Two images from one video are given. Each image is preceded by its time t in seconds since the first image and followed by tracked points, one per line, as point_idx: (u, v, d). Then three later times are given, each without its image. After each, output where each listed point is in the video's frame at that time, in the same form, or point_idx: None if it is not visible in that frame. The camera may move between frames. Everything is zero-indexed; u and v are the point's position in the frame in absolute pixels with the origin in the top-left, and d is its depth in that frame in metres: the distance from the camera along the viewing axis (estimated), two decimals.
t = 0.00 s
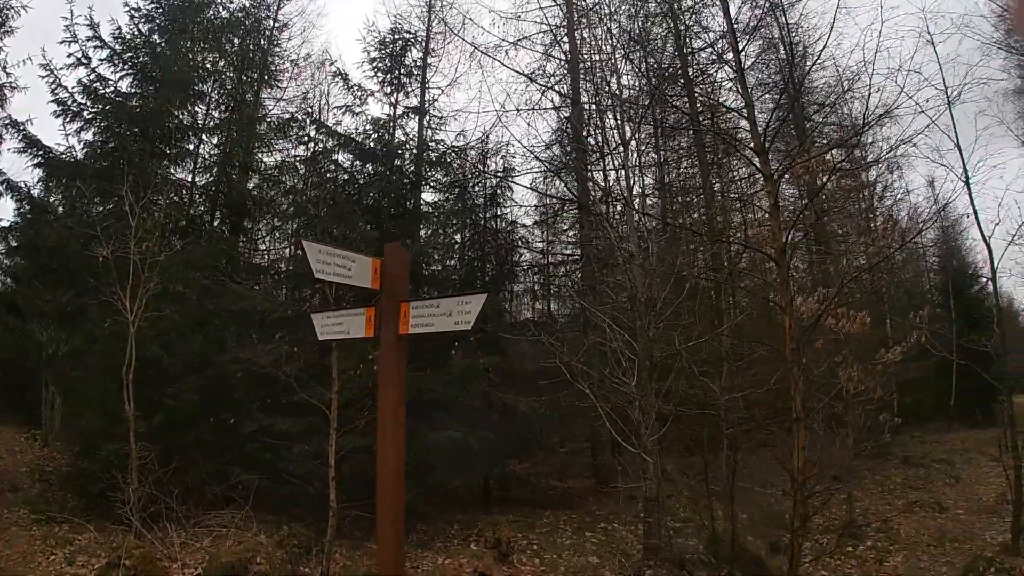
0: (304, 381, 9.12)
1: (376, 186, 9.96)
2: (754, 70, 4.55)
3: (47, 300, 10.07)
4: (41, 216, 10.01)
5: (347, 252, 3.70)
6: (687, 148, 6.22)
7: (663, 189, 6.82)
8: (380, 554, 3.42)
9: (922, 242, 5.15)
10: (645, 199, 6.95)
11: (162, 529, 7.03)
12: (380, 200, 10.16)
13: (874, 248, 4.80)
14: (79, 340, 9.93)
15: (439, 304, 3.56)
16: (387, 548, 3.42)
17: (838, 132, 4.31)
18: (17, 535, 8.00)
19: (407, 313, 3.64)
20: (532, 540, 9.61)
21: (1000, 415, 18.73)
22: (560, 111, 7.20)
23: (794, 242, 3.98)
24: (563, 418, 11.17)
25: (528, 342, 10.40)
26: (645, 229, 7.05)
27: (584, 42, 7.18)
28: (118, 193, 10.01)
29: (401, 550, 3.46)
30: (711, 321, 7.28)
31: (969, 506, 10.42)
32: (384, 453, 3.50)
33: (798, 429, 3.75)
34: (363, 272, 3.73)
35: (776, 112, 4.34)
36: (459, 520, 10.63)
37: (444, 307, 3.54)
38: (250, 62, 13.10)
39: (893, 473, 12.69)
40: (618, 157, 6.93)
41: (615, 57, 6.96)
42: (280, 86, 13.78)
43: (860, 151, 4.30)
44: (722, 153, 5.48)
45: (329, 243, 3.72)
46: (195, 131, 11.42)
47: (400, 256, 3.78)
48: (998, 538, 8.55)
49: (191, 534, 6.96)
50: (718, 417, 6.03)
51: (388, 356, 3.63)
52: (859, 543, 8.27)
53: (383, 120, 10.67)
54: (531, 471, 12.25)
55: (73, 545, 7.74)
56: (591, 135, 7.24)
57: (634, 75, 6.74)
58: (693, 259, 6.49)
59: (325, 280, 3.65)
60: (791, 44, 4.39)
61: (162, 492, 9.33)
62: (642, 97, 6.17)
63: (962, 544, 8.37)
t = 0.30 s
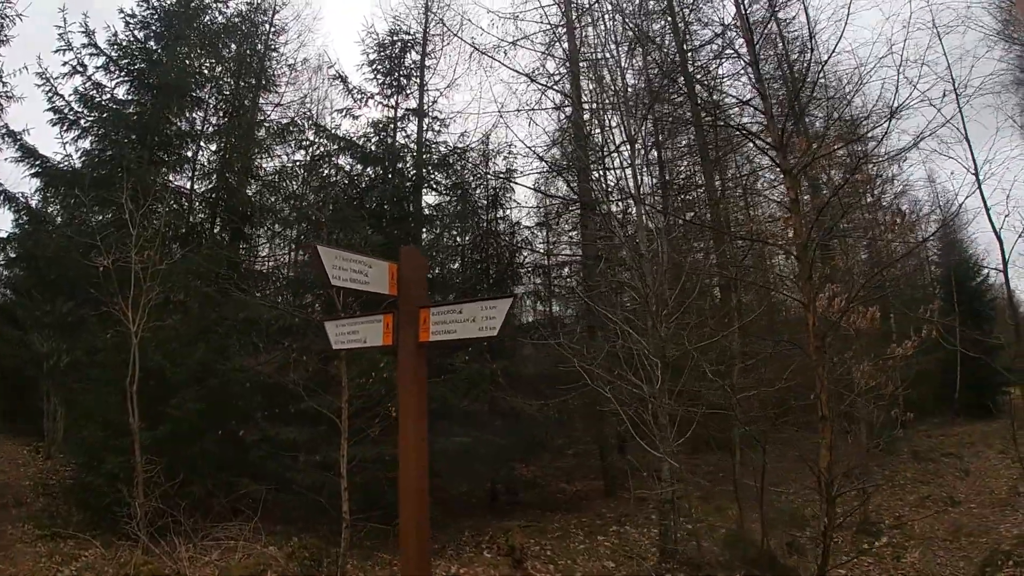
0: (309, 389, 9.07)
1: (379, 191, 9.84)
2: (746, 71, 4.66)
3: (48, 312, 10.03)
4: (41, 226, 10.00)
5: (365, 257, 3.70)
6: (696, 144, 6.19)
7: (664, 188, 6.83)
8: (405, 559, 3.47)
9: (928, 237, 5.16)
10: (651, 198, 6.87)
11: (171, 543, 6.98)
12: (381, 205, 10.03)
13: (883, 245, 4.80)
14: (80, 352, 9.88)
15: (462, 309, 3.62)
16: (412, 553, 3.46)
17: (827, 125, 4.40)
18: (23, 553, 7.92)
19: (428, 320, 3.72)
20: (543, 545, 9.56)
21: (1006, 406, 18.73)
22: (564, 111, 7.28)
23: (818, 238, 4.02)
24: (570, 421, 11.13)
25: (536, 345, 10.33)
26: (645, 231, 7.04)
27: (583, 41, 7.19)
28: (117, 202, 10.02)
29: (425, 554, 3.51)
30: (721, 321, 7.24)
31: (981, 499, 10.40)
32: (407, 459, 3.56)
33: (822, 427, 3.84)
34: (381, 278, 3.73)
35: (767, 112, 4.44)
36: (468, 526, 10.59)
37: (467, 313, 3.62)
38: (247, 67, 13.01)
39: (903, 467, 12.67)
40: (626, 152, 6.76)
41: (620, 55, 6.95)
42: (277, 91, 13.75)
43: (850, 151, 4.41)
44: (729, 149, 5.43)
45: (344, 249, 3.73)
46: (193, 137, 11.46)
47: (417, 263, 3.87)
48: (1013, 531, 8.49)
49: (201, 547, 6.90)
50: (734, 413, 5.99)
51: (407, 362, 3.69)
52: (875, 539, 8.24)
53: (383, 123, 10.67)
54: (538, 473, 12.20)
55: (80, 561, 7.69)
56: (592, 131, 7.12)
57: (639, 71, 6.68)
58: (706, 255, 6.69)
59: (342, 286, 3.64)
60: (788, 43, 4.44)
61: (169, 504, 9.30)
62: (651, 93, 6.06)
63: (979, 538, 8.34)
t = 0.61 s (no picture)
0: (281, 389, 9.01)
1: (345, 186, 9.77)
2: (715, 69, 4.71)
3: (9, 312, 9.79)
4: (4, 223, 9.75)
5: (347, 248, 3.72)
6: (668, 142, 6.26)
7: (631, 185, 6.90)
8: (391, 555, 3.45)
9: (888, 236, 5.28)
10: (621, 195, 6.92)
11: (140, 547, 6.85)
12: (349, 201, 9.92)
13: (851, 242, 4.87)
14: (44, 352, 9.65)
15: (446, 301, 3.60)
16: (398, 549, 3.44)
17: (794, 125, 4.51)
18: None
19: (410, 311, 3.67)
20: (518, 542, 9.58)
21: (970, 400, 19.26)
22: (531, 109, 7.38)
23: (793, 233, 3.97)
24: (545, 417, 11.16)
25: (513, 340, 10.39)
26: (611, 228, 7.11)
27: (553, 41, 7.26)
28: (82, 198, 9.75)
29: (412, 550, 3.48)
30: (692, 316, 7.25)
31: (948, 490, 10.66)
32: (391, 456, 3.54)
33: (800, 419, 3.78)
34: (363, 269, 3.74)
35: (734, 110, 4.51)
36: (443, 524, 10.56)
37: (451, 304, 3.59)
38: (215, 61, 12.68)
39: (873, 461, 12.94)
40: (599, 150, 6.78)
41: (586, 53, 6.98)
42: (245, 86, 13.56)
43: (818, 151, 4.48)
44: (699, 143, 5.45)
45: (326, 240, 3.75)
46: (159, 133, 11.18)
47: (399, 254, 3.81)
48: (981, 520, 8.72)
49: (172, 551, 6.79)
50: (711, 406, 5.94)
51: (390, 357, 3.65)
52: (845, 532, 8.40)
53: (352, 118, 10.57)
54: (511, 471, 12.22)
55: (47, 568, 7.50)
56: (563, 128, 7.17)
57: (612, 71, 6.77)
58: (673, 251, 6.75)
59: (324, 277, 3.66)
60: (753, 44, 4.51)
61: (137, 507, 9.14)
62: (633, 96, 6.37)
63: (948, 527, 8.54)
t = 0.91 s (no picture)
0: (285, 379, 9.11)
1: (348, 176, 9.89)
2: (719, 59, 4.67)
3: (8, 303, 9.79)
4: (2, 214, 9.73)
5: (356, 242, 3.75)
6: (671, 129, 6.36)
7: (632, 177, 6.90)
8: (398, 549, 3.45)
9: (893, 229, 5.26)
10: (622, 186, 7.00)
11: (144, 536, 6.90)
12: (351, 191, 10.06)
13: (855, 237, 4.85)
14: (44, 344, 9.65)
15: (455, 295, 3.60)
16: (406, 543, 3.45)
17: (800, 117, 4.48)
18: None
19: (419, 304, 3.67)
20: (519, 532, 9.64)
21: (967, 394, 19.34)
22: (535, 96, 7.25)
23: (800, 226, 3.91)
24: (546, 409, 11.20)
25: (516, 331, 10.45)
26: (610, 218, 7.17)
27: (555, 30, 7.25)
28: (82, 188, 9.70)
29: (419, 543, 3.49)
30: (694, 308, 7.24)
31: (945, 482, 10.75)
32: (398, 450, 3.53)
33: (803, 414, 3.79)
34: (372, 262, 3.75)
35: (738, 101, 4.47)
36: (444, 515, 10.62)
37: (461, 298, 3.60)
38: (215, 48, 12.63)
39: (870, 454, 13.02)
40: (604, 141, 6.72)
41: (588, 43, 7.01)
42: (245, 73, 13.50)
43: (826, 143, 4.44)
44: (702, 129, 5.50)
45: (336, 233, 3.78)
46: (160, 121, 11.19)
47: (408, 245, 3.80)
48: (978, 513, 8.79)
49: (175, 541, 6.84)
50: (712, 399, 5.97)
51: (398, 350, 3.63)
52: (843, 523, 8.50)
53: (354, 107, 10.56)
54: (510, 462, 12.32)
55: (51, 559, 7.54)
56: (564, 119, 7.24)
57: (615, 62, 6.84)
58: (674, 243, 6.78)
59: (333, 271, 3.69)
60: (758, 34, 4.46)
61: (139, 498, 9.14)
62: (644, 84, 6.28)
63: (945, 519, 8.61)
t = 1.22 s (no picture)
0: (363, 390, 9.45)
1: (417, 185, 10.22)
2: (782, 37, 4.62)
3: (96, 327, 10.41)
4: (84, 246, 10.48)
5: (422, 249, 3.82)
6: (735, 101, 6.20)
7: (702, 165, 6.79)
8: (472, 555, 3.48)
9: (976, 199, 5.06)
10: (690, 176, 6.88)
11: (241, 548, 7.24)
12: (420, 200, 10.40)
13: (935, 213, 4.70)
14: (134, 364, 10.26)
15: (524, 297, 3.62)
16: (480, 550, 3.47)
17: (871, 90, 4.35)
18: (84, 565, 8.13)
19: (487, 308, 3.71)
20: (600, 536, 9.68)
21: None
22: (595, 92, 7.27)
23: (880, 204, 3.82)
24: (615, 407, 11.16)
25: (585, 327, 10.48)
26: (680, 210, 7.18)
27: (611, 26, 7.28)
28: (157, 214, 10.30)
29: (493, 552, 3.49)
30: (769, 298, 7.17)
31: None
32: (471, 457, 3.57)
33: (894, 403, 3.65)
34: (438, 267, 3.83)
35: (805, 76, 4.45)
36: (522, 520, 10.77)
37: (530, 300, 3.61)
38: (276, 71, 13.25)
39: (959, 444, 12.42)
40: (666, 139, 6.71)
41: (646, 31, 7.03)
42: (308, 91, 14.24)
43: (900, 113, 4.31)
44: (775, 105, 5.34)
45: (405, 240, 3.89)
46: (228, 145, 11.99)
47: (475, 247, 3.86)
48: None
49: (258, 551, 7.05)
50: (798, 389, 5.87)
51: (468, 356, 3.69)
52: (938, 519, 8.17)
53: (417, 115, 10.99)
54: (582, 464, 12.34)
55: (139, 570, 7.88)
56: (626, 112, 7.27)
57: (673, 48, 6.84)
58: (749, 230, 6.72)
59: (398, 279, 3.78)
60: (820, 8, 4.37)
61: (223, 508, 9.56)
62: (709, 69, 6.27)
63: None
